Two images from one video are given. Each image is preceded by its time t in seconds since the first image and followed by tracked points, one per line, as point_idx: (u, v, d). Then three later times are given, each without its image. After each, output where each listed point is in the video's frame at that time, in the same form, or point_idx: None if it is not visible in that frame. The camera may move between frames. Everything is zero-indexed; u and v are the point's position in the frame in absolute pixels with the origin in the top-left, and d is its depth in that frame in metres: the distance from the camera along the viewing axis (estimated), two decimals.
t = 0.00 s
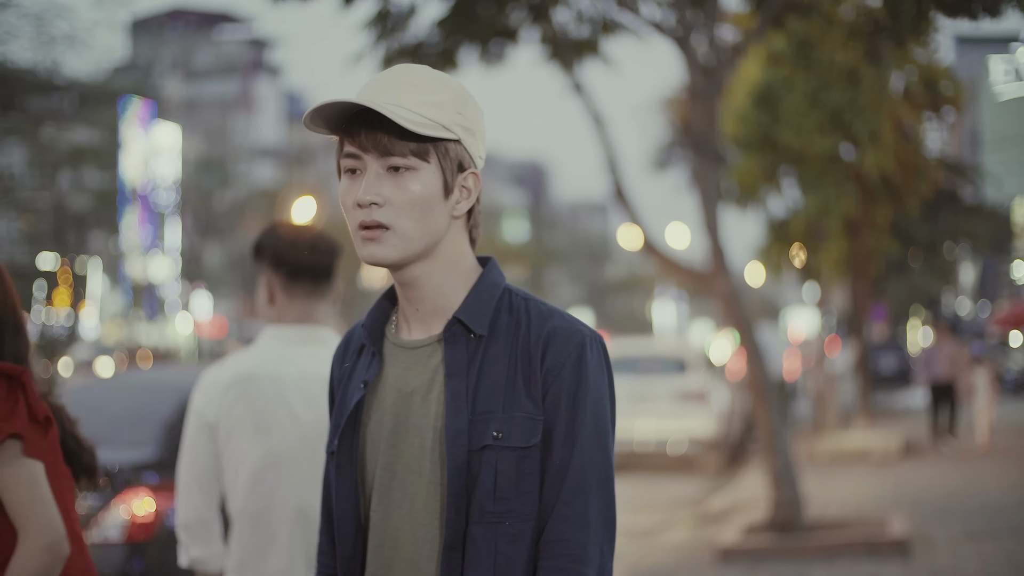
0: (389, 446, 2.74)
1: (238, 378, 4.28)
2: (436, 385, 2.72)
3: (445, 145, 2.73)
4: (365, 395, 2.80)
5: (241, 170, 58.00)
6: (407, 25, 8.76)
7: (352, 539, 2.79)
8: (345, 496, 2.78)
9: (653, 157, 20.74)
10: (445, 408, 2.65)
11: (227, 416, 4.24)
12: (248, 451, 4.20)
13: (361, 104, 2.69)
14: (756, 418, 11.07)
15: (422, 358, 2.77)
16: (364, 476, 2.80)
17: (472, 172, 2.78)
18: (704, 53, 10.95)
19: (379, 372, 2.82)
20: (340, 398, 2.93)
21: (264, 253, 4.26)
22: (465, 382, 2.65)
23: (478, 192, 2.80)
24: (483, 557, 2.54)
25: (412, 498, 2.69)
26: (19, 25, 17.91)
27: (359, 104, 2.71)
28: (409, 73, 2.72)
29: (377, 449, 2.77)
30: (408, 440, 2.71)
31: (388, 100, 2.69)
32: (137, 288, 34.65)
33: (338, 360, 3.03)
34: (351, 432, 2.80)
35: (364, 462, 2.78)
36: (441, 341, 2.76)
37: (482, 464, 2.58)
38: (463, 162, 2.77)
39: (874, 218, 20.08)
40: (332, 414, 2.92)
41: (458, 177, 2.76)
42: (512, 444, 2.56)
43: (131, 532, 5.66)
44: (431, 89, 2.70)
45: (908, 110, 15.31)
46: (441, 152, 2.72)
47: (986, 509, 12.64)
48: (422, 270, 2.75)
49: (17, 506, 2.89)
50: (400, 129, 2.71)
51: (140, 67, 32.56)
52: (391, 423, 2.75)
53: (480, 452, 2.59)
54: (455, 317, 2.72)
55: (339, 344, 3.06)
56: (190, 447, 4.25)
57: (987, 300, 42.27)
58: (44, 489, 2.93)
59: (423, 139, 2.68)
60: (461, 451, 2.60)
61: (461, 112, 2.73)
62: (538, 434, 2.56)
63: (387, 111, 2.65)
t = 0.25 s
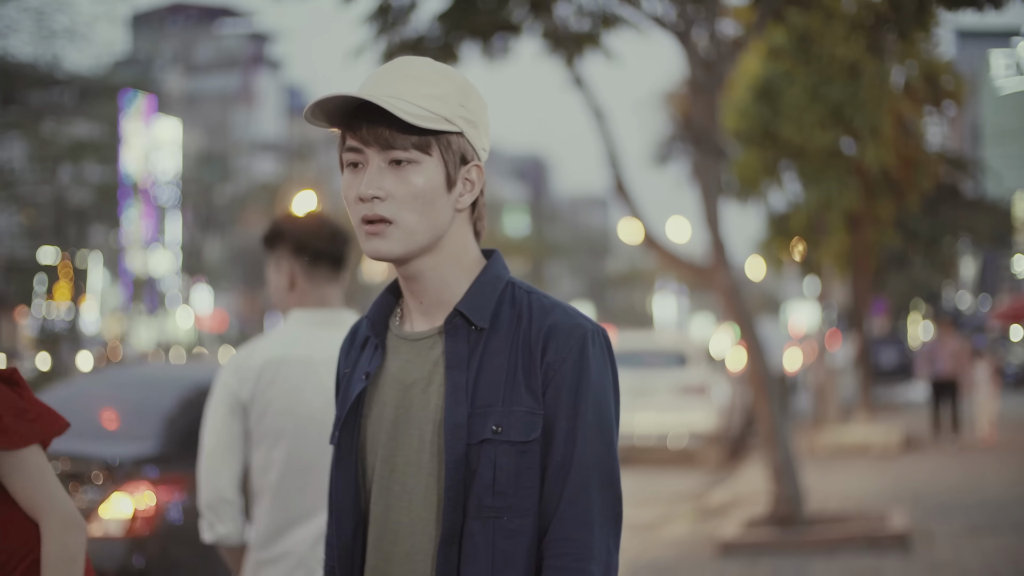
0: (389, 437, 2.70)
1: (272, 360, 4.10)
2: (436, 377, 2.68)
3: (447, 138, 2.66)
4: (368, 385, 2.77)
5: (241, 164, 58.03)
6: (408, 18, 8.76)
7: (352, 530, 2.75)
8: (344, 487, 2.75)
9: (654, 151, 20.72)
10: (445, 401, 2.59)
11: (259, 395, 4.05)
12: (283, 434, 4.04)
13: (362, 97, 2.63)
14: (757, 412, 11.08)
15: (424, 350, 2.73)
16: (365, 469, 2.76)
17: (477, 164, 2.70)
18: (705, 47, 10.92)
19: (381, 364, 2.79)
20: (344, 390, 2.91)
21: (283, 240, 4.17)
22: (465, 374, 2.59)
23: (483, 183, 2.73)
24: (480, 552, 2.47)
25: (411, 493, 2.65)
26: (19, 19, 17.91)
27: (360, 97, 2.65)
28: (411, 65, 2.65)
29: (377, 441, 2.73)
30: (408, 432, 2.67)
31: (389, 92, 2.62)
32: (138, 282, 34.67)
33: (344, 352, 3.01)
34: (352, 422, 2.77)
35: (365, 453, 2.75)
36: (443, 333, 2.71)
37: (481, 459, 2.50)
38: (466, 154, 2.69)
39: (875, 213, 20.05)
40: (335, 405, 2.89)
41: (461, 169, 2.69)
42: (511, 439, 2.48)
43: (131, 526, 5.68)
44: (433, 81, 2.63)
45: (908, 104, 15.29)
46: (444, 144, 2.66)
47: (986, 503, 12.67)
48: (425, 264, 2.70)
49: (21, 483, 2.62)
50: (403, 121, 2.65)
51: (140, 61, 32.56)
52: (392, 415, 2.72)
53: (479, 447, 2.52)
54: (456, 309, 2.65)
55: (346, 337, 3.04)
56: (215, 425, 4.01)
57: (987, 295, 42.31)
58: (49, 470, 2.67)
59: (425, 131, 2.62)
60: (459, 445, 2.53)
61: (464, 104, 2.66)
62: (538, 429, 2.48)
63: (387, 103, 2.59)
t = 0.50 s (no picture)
0: (388, 432, 2.69)
1: (286, 366, 4.09)
2: (436, 372, 2.66)
3: (449, 132, 2.64)
4: (368, 378, 2.76)
5: (241, 160, 58.02)
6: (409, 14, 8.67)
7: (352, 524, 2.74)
8: (342, 481, 2.74)
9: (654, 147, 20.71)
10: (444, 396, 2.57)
11: (273, 401, 4.04)
12: (295, 439, 4.01)
13: (362, 92, 2.62)
14: (757, 408, 11.07)
15: (424, 345, 2.72)
16: (364, 464, 2.75)
17: (479, 159, 2.69)
18: (705, 42, 10.90)
19: (382, 358, 2.78)
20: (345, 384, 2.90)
21: (288, 246, 4.30)
22: (464, 369, 2.57)
23: (486, 178, 2.72)
24: (478, 549, 2.44)
25: (410, 488, 2.63)
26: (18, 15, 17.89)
27: (360, 92, 2.63)
28: (413, 58, 2.64)
29: (376, 436, 2.72)
30: (407, 427, 2.65)
31: (390, 86, 2.61)
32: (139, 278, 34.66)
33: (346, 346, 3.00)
34: (352, 417, 2.76)
35: (364, 447, 2.74)
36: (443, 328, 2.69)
37: (480, 454, 2.48)
38: (468, 148, 2.67)
39: (876, 208, 20.03)
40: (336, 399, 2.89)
41: (463, 164, 2.67)
42: (510, 434, 2.46)
43: (132, 523, 5.66)
44: (435, 75, 2.62)
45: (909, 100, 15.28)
46: (445, 138, 2.64)
47: (987, 499, 12.66)
48: (427, 259, 2.69)
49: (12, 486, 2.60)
50: (404, 115, 2.63)
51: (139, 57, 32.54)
52: (392, 409, 2.70)
53: (478, 442, 2.49)
54: (456, 303, 2.64)
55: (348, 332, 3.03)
56: (227, 427, 4.01)
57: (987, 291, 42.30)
58: (38, 471, 2.65)
59: (426, 126, 2.60)
60: (458, 441, 2.50)
61: (466, 98, 2.64)
62: (538, 426, 2.45)
63: (387, 98, 2.57)
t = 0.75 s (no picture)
0: (386, 429, 2.68)
1: (287, 367, 4.10)
2: (436, 367, 2.65)
3: (450, 129, 2.63)
4: (367, 375, 2.75)
5: (241, 158, 58.01)
6: (408, 12, 8.64)
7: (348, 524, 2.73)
8: (340, 478, 2.73)
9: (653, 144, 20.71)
10: (443, 393, 2.55)
11: (275, 401, 4.05)
12: (297, 438, 4.02)
13: (363, 89, 2.60)
14: (756, 405, 11.05)
15: (423, 342, 2.70)
16: (363, 462, 2.73)
17: (480, 156, 2.67)
18: (704, 40, 10.89)
19: (382, 355, 2.77)
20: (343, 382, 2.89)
21: (278, 254, 4.30)
22: (464, 365, 2.55)
23: (487, 175, 2.70)
24: (478, 547, 2.43)
25: (409, 485, 2.62)
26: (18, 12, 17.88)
27: (361, 88, 2.61)
28: (414, 55, 2.62)
29: (375, 434, 2.71)
30: (405, 424, 2.63)
31: (390, 83, 2.59)
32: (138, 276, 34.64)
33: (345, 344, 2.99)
34: (350, 413, 2.75)
35: (363, 443, 2.73)
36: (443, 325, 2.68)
37: (479, 452, 2.46)
38: (469, 145, 2.66)
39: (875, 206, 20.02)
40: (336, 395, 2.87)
41: (465, 160, 2.65)
42: (511, 433, 2.44)
43: (131, 521, 5.66)
44: (438, 73, 2.60)
45: (909, 98, 15.26)
46: (445, 136, 2.62)
47: (986, 497, 12.65)
48: (427, 257, 2.67)
49: None
50: (405, 113, 2.62)
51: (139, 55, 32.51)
52: (392, 405, 2.68)
53: (478, 441, 2.48)
54: (456, 300, 2.63)
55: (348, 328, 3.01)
56: (227, 429, 4.02)
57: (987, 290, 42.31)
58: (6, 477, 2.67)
59: (427, 124, 2.59)
60: (457, 439, 2.49)
61: (468, 94, 2.62)
62: (539, 424, 2.43)
63: (387, 95, 2.56)
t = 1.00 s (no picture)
0: (387, 427, 2.67)
1: (280, 359, 4.16)
2: (436, 366, 2.64)
3: (452, 127, 2.62)
4: (368, 373, 2.74)
5: (241, 157, 58.01)
6: (408, 13, 8.63)
7: (348, 523, 2.72)
8: (340, 476, 2.72)
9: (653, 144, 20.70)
10: (444, 391, 2.54)
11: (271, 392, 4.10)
12: (292, 428, 4.07)
13: (366, 88, 2.59)
14: (756, 405, 11.04)
15: (426, 341, 2.70)
16: (363, 461, 2.73)
17: (482, 154, 2.67)
18: (705, 39, 10.88)
19: (383, 353, 2.76)
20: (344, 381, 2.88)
21: (270, 253, 4.37)
22: (465, 365, 2.55)
23: (490, 174, 2.70)
24: (478, 547, 2.42)
25: (410, 485, 2.61)
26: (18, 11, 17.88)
27: (364, 87, 2.61)
28: (417, 54, 2.61)
29: (375, 433, 2.70)
30: (406, 423, 2.62)
31: (391, 82, 2.58)
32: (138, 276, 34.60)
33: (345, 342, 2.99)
34: (351, 412, 2.74)
35: (362, 441, 2.72)
36: (445, 323, 2.68)
37: (480, 452, 2.46)
38: (471, 144, 2.65)
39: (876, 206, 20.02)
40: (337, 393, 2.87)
41: (467, 159, 2.65)
42: (512, 432, 2.43)
43: (131, 522, 5.66)
44: (442, 71, 2.60)
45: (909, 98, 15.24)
46: (448, 134, 2.62)
47: (986, 497, 12.64)
48: (429, 257, 2.66)
49: None
50: (407, 112, 2.61)
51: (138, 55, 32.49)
52: (393, 404, 2.68)
53: (478, 440, 2.47)
54: (458, 299, 2.62)
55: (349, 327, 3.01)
56: (225, 418, 4.07)
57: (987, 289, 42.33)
58: None
59: (429, 123, 2.59)
60: (458, 438, 2.48)
61: (469, 92, 2.62)
62: (540, 424, 2.42)
63: (389, 94, 2.55)
